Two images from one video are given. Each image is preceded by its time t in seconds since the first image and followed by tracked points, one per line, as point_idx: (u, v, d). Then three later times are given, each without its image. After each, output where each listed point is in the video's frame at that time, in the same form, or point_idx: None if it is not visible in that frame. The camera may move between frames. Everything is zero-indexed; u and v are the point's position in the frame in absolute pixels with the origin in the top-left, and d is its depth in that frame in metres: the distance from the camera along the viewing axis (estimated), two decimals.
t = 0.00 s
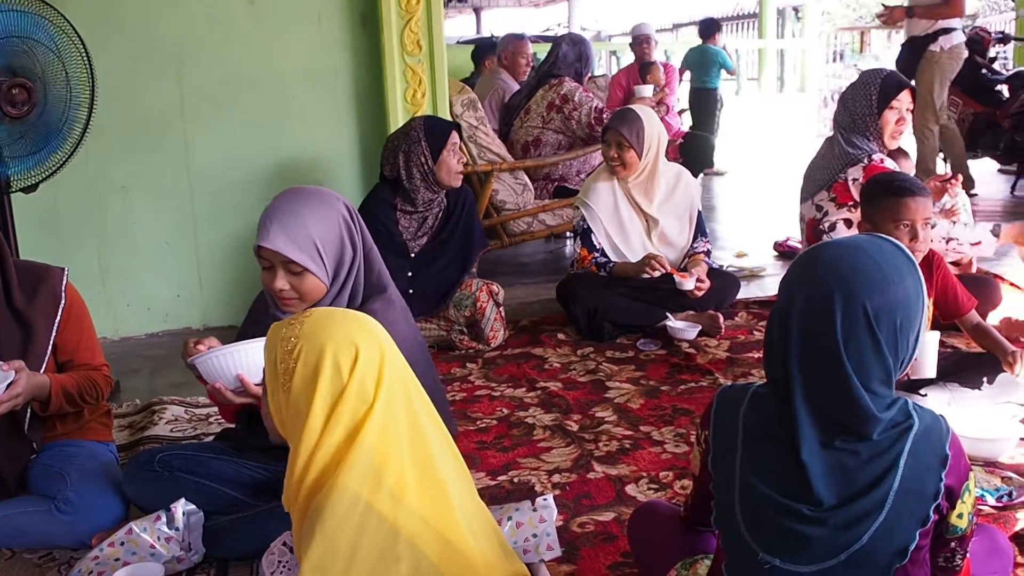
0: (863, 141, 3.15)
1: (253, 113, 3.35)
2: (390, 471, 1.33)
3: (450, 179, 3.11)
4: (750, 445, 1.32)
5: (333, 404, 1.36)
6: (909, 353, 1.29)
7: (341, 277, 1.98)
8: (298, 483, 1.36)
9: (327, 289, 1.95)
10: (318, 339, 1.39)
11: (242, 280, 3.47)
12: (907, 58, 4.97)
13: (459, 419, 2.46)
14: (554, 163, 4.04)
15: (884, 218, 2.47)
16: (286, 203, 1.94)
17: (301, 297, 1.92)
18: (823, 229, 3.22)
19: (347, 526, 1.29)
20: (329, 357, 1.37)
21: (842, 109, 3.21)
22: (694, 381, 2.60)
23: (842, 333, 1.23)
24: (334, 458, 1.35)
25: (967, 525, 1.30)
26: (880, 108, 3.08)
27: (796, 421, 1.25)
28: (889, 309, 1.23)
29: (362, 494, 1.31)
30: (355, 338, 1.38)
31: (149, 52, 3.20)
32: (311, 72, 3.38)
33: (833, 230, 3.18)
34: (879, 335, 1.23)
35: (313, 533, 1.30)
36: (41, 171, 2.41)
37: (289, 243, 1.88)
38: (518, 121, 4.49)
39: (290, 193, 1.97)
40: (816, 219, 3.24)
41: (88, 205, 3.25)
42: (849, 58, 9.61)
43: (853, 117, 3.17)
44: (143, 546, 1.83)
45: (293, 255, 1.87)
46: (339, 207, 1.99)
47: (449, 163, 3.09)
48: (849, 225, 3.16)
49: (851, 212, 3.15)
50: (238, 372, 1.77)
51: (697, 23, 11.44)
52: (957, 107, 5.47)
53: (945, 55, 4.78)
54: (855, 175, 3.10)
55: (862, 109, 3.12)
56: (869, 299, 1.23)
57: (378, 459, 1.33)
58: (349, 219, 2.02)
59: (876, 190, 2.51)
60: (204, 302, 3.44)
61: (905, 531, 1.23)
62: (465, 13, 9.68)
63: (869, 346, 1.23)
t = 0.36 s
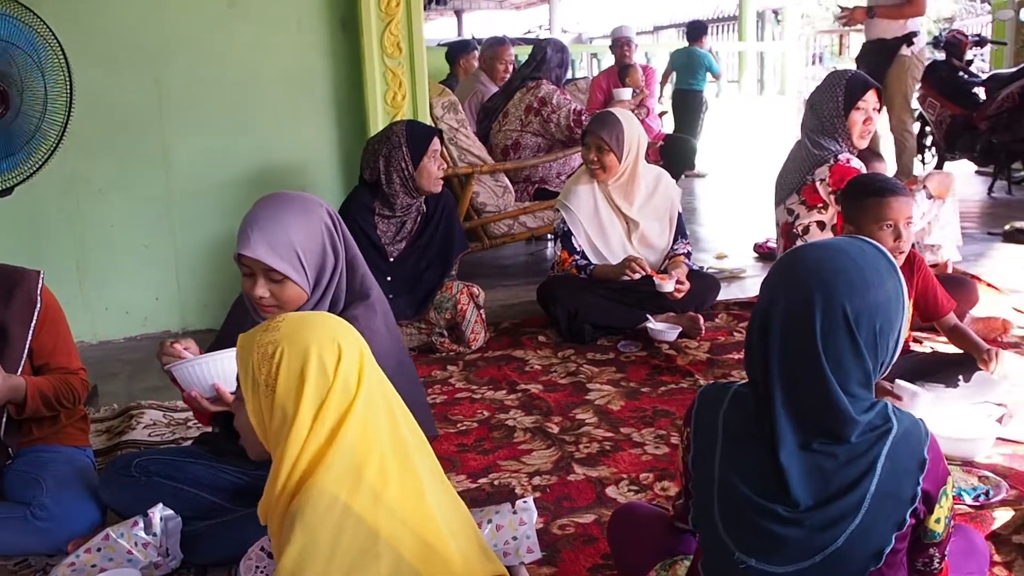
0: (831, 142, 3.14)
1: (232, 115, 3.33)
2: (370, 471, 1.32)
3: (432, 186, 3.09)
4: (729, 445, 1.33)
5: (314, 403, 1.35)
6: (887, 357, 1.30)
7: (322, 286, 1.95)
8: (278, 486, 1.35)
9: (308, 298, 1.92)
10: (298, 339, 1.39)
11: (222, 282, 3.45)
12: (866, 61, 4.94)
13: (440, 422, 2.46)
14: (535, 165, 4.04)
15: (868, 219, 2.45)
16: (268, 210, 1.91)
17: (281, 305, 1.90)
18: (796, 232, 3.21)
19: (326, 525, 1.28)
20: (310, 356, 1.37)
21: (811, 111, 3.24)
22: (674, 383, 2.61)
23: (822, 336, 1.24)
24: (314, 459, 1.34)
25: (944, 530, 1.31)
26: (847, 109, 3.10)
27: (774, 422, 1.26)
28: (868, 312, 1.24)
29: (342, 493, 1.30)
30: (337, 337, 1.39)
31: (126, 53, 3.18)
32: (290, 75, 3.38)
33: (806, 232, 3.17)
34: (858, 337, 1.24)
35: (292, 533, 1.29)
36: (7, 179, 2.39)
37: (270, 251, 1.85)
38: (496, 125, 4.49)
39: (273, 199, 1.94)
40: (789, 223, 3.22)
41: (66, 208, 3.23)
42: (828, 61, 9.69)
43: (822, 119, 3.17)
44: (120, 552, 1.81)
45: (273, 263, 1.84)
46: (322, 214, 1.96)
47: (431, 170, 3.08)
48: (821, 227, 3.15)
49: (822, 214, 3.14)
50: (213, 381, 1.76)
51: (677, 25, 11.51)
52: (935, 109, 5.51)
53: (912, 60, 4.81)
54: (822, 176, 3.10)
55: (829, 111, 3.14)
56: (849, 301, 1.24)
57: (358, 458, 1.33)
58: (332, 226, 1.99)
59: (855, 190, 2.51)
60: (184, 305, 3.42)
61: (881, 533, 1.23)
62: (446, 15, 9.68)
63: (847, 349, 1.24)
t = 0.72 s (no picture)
0: (811, 143, 3.13)
1: (216, 115, 3.33)
2: (338, 473, 1.31)
3: (415, 189, 3.09)
4: (717, 447, 1.33)
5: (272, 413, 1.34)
6: (873, 358, 1.32)
7: (307, 292, 1.93)
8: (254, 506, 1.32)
9: (293, 304, 1.91)
10: (246, 356, 1.37)
11: (209, 284, 3.44)
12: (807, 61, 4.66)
13: (426, 424, 2.46)
14: (520, 166, 4.05)
15: (858, 221, 2.44)
16: (252, 215, 1.89)
17: (265, 312, 1.89)
18: (780, 234, 3.23)
19: (303, 530, 1.27)
20: (261, 367, 1.35)
21: (792, 112, 3.21)
22: (660, 384, 2.62)
23: (813, 338, 1.24)
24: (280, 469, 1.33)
25: (930, 530, 1.32)
26: (826, 110, 3.07)
27: (764, 425, 1.26)
28: (858, 314, 1.25)
29: (313, 498, 1.29)
30: (281, 345, 1.38)
31: (111, 55, 3.17)
32: (275, 76, 3.39)
33: (788, 234, 3.19)
34: (848, 339, 1.25)
35: (270, 543, 1.27)
36: None
37: (254, 258, 1.83)
38: (483, 126, 4.50)
39: (256, 205, 1.91)
40: (772, 224, 3.25)
41: (51, 210, 3.21)
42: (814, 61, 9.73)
43: (801, 119, 3.16)
44: (104, 556, 1.79)
45: (257, 270, 1.82)
46: (307, 220, 1.94)
47: (413, 173, 3.06)
48: (804, 228, 3.17)
49: (805, 215, 3.16)
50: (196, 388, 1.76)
51: (663, 27, 11.55)
52: (920, 110, 5.62)
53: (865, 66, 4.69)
54: (803, 177, 3.11)
55: (808, 112, 3.11)
56: (839, 302, 1.25)
57: (325, 463, 1.32)
58: (317, 231, 1.96)
59: (842, 189, 2.51)
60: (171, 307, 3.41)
61: (870, 536, 1.24)
62: (433, 15, 9.70)
63: (837, 350, 1.24)
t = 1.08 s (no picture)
0: (796, 144, 3.15)
1: (202, 117, 3.33)
2: (304, 488, 1.26)
3: (407, 192, 3.10)
4: (702, 446, 1.34)
5: (229, 439, 1.28)
6: (856, 359, 1.33)
7: (293, 294, 1.93)
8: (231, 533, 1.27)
9: (278, 306, 1.90)
10: (195, 387, 1.29)
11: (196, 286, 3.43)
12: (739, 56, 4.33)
13: (413, 425, 2.46)
14: (507, 168, 4.05)
15: (843, 219, 2.45)
16: (238, 218, 1.87)
17: (250, 314, 1.88)
18: (765, 234, 3.23)
19: (274, 548, 1.23)
20: (212, 394, 1.29)
21: (775, 113, 3.22)
22: (647, 385, 2.63)
23: (798, 341, 1.25)
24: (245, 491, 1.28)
25: (914, 528, 1.33)
26: (811, 112, 3.09)
27: (747, 425, 1.27)
28: (841, 315, 1.26)
29: (282, 515, 1.25)
30: (229, 366, 1.31)
31: (95, 56, 3.16)
32: (261, 77, 3.39)
33: (774, 234, 3.19)
34: (832, 341, 1.26)
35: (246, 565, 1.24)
36: None
37: (241, 262, 1.82)
38: (469, 127, 4.50)
39: (242, 207, 1.90)
40: (756, 224, 3.25)
41: (37, 212, 3.20)
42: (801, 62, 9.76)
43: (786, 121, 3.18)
44: (89, 560, 1.77)
45: (243, 274, 1.81)
46: (293, 222, 1.93)
47: (407, 177, 3.08)
48: (789, 229, 3.18)
49: (790, 216, 3.16)
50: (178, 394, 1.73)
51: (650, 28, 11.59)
52: (905, 111, 5.66)
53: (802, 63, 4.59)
54: (788, 177, 3.12)
55: (793, 114, 3.12)
56: (823, 306, 1.25)
57: (290, 480, 1.27)
58: (303, 233, 1.95)
59: (829, 189, 2.51)
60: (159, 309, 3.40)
61: (854, 537, 1.24)
62: (420, 17, 9.71)
63: (821, 352, 1.25)
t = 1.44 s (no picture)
0: (780, 143, 3.17)
1: (187, 116, 3.32)
2: (281, 502, 1.24)
3: (404, 195, 3.10)
4: (684, 444, 1.34)
5: (203, 462, 1.24)
6: (836, 355, 1.34)
7: (278, 294, 1.92)
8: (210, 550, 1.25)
9: (263, 306, 1.90)
10: (166, 411, 1.25)
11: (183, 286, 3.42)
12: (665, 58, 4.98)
13: (400, 425, 2.46)
14: (494, 167, 4.06)
15: (830, 216, 2.45)
16: (223, 219, 1.87)
17: (235, 314, 1.88)
18: (750, 233, 3.23)
19: (256, 562, 1.21)
20: (182, 418, 1.24)
21: (760, 112, 3.24)
22: (633, 383, 2.63)
23: (778, 340, 1.25)
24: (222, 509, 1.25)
25: (896, 523, 1.34)
26: (797, 111, 3.12)
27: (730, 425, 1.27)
28: (820, 313, 1.26)
29: (260, 531, 1.22)
30: (198, 386, 1.26)
31: (80, 56, 3.14)
32: (246, 77, 3.38)
33: (758, 232, 3.19)
34: (812, 339, 1.26)
35: None
36: None
37: (224, 263, 1.82)
38: (457, 126, 4.49)
39: (226, 208, 1.90)
40: (741, 224, 3.25)
41: (22, 213, 3.19)
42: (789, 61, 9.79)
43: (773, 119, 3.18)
44: (74, 562, 1.75)
45: (227, 275, 1.81)
46: (278, 222, 1.92)
47: (405, 180, 3.08)
48: (774, 227, 3.18)
49: (774, 214, 3.17)
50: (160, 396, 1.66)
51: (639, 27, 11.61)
52: (891, 110, 5.69)
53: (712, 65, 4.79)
54: (771, 175, 3.13)
55: (779, 113, 3.14)
56: (802, 305, 1.25)
57: (267, 495, 1.24)
58: (288, 233, 1.95)
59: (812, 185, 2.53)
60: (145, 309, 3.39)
61: (836, 532, 1.25)
62: (408, 17, 9.73)
63: (802, 350, 1.25)
